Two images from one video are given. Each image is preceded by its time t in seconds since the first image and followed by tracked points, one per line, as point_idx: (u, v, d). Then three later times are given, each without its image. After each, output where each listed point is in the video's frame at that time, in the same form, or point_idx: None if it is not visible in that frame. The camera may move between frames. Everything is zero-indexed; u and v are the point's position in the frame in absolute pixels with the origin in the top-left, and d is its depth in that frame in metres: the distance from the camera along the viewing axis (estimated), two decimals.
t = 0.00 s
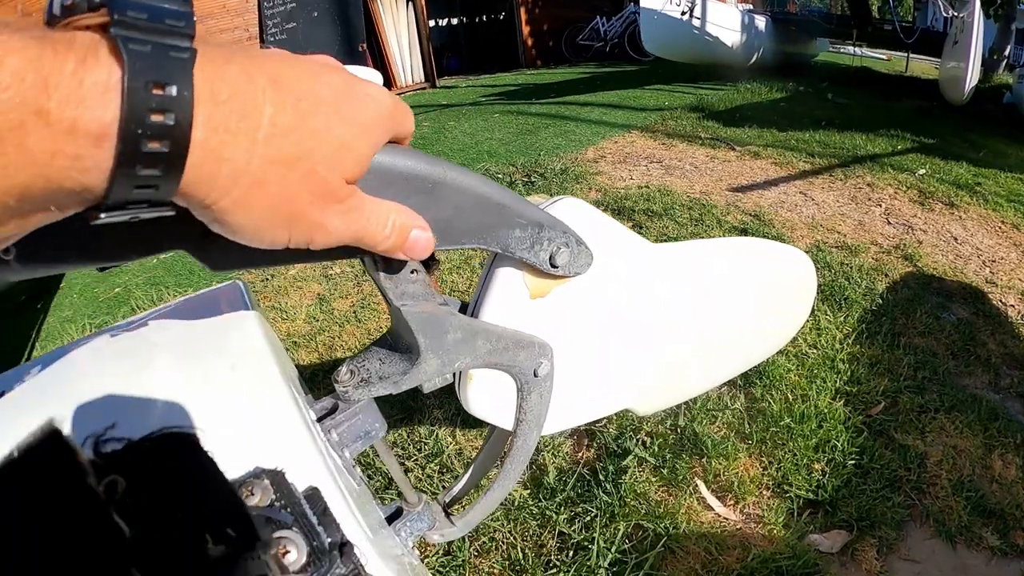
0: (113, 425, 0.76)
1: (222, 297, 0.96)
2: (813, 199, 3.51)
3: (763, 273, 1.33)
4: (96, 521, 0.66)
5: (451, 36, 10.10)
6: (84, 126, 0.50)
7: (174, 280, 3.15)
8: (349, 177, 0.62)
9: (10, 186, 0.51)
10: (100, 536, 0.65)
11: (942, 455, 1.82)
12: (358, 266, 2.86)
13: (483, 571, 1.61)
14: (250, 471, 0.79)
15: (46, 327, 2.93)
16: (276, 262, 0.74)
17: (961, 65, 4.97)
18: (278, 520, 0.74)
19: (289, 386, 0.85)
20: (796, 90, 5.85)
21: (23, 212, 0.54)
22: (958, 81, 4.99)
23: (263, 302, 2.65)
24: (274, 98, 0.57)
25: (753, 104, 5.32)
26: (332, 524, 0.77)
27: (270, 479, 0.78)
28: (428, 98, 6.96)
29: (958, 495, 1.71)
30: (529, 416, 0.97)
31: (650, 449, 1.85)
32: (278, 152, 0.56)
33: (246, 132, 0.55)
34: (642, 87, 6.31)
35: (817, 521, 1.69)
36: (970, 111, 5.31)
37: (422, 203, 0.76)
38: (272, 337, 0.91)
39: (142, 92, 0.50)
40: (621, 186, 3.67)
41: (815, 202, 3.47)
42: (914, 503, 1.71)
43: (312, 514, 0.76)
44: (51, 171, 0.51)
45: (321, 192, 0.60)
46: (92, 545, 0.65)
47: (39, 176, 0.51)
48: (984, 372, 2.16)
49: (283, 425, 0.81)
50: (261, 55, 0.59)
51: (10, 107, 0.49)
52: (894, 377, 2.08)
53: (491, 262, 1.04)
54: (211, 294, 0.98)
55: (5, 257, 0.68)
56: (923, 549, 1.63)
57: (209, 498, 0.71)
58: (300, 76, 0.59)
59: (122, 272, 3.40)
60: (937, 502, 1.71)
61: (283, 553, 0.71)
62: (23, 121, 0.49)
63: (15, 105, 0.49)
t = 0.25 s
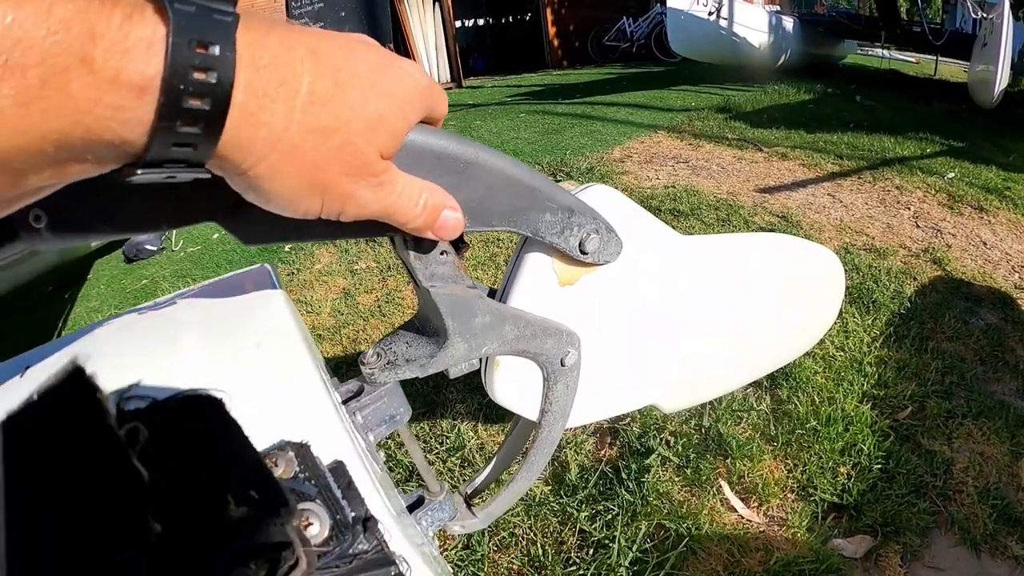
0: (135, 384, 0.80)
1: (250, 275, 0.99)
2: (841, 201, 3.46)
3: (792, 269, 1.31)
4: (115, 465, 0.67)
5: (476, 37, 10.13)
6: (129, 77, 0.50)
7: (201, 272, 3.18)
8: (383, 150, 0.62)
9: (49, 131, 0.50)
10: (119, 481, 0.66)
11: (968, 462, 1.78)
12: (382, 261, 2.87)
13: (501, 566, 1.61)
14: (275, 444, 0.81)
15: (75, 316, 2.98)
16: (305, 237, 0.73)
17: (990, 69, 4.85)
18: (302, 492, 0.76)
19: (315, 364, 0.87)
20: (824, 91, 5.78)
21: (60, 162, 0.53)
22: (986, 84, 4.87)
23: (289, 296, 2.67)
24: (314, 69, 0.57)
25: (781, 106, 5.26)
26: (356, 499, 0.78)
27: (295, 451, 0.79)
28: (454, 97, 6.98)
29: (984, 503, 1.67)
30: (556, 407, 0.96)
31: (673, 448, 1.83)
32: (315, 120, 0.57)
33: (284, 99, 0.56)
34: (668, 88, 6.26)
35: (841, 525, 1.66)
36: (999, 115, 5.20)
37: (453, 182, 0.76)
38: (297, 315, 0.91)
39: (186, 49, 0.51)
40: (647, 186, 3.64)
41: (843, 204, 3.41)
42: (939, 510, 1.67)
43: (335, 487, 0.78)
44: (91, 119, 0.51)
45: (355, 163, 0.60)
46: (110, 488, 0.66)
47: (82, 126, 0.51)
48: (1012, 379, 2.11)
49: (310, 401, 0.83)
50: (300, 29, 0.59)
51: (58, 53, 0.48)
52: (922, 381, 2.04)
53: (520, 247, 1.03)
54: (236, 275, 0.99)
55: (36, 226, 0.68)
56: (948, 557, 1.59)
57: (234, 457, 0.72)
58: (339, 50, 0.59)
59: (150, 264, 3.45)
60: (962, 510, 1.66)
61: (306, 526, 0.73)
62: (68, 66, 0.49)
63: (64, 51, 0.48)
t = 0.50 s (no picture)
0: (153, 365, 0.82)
1: (266, 274, 1.02)
2: (859, 204, 3.43)
3: (808, 271, 1.30)
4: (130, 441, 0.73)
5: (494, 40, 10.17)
6: (158, 77, 0.53)
7: (220, 272, 3.22)
8: (397, 147, 0.63)
9: (80, 127, 0.52)
10: (133, 457, 0.72)
11: (984, 469, 1.76)
12: (398, 262, 2.88)
13: (512, 566, 1.61)
14: (287, 433, 0.80)
15: (96, 314, 3.02)
16: (319, 233, 0.75)
17: (1010, 71, 4.79)
18: (310, 480, 0.76)
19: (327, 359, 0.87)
20: (842, 94, 5.73)
21: (89, 156, 0.55)
22: (1005, 87, 4.82)
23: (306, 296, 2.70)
24: (330, 70, 0.59)
25: (799, 109, 5.22)
26: (363, 488, 0.77)
27: (305, 440, 0.80)
28: (471, 100, 7.01)
29: (999, 511, 1.64)
30: (567, 406, 0.96)
31: (686, 451, 1.82)
32: (331, 119, 0.58)
33: (303, 98, 0.58)
34: (685, 91, 6.25)
35: (854, 531, 1.64)
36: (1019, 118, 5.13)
37: (466, 180, 0.76)
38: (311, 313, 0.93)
39: (212, 51, 0.53)
40: (664, 189, 3.64)
41: (861, 208, 3.38)
42: (954, 517, 1.65)
43: (343, 476, 0.78)
44: (121, 116, 0.53)
45: (370, 160, 0.62)
46: (124, 463, 0.72)
47: (112, 120, 0.53)
48: None
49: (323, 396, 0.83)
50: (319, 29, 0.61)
51: (90, 50, 0.51)
52: (938, 387, 2.01)
53: (532, 245, 1.04)
54: (253, 274, 1.02)
55: (58, 218, 0.70)
56: (961, 565, 1.57)
57: (240, 445, 0.75)
58: (356, 50, 0.61)
59: (169, 264, 3.49)
60: (977, 518, 1.64)
61: (313, 513, 0.73)
62: (101, 63, 0.51)
63: (96, 48, 0.51)
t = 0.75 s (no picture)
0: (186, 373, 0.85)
1: (278, 281, 1.04)
2: (866, 210, 3.44)
3: (813, 279, 1.31)
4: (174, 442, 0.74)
5: (502, 45, 10.21)
6: (184, 109, 0.55)
7: (230, 275, 3.25)
8: (414, 167, 0.66)
9: (110, 158, 0.55)
10: (179, 456, 0.73)
11: (987, 475, 1.77)
12: (407, 267, 2.91)
13: (518, 569, 1.62)
14: (308, 435, 0.84)
15: (107, 315, 3.05)
16: (335, 245, 0.78)
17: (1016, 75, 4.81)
18: (331, 480, 0.79)
19: (344, 364, 0.91)
20: (849, 99, 5.74)
21: (118, 184, 0.58)
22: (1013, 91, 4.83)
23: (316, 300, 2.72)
24: (350, 94, 0.61)
25: (806, 114, 5.23)
26: (382, 488, 0.80)
27: (326, 443, 0.82)
28: (478, 104, 7.04)
29: (1003, 518, 1.65)
30: (575, 411, 0.98)
31: (692, 456, 1.84)
32: (352, 145, 0.61)
33: (325, 126, 0.60)
34: (692, 96, 6.26)
35: (857, 537, 1.66)
36: None
37: (479, 194, 0.79)
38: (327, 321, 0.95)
39: (236, 85, 0.55)
40: (671, 195, 3.65)
41: (867, 214, 3.39)
42: (957, 523, 1.66)
43: (362, 477, 0.80)
44: (149, 147, 0.56)
45: (389, 181, 0.64)
46: (172, 463, 0.73)
47: (141, 151, 0.56)
48: None
49: (341, 397, 0.87)
50: (338, 56, 0.63)
51: (120, 83, 0.54)
52: (943, 395, 2.02)
53: (542, 254, 1.06)
54: (267, 280, 1.05)
55: (83, 230, 0.73)
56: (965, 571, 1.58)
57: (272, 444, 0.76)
58: (373, 74, 0.63)
59: (179, 266, 3.53)
60: (980, 524, 1.65)
61: (334, 511, 0.75)
62: (129, 97, 0.54)
63: (125, 82, 0.54)
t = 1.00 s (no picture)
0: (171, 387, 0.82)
1: (277, 284, 1.02)
2: (873, 210, 3.40)
3: (822, 279, 1.28)
4: (146, 470, 0.72)
5: (505, 46, 10.20)
6: (166, 99, 0.53)
7: (232, 277, 3.23)
8: (410, 162, 0.63)
9: (92, 151, 0.53)
10: (146, 486, 0.71)
11: (998, 480, 1.73)
12: (410, 269, 2.89)
13: None
14: (299, 450, 0.80)
15: (109, 318, 3.04)
16: (329, 245, 0.75)
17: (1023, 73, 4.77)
18: (323, 498, 0.76)
19: (340, 370, 0.88)
20: (855, 98, 5.70)
21: (103, 179, 0.55)
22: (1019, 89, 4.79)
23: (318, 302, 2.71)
24: (341, 87, 0.59)
25: (811, 113, 5.20)
26: (376, 506, 0.77)
27: (318, 457, 0.79)
28: (482, 105, 7.02)
29: (1014, 523, 1.62)
30: (579, 418, 0.96)
31: (698, 461, 1.81)
32: (343, 135, 0.58)
33: (314, 115, 0.57)
34: (697, 96, 6.23)
35: (866, 543, 1.63)
36: None
37: (479, 193, 0.76)
38: (326, 325, 0.95)
39: (219, 73, 0.53)
40: (676, 196, 3.62)
41: (874, 214, 3.36)
42: (967, 528, 1.63)
43: (356, 494, 0.77)
44: (131, 139, 0.53)
45: (382, 175, 0.62)
46: (140, 492, 0.71)
47: (123, 144, 0.53)
48: None
49: (336, 406, 0.84)
50: (328, 47, 0.61)
51: (99, 75, 0.52)
52: (952, 397, 1.99)
53: (545, 257, 1.04)
54: (267, 283, 1.03)
55: (71, 232, 0.71)
56: None
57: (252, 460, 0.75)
58: (365, 66, 0.61)
59: (182, 269, 3.51)
60: (990, 529, 1.62)
61: (326, 531, 0.73)
62: (108, 87, 0.52)
63: (104, 72, 0.52)
